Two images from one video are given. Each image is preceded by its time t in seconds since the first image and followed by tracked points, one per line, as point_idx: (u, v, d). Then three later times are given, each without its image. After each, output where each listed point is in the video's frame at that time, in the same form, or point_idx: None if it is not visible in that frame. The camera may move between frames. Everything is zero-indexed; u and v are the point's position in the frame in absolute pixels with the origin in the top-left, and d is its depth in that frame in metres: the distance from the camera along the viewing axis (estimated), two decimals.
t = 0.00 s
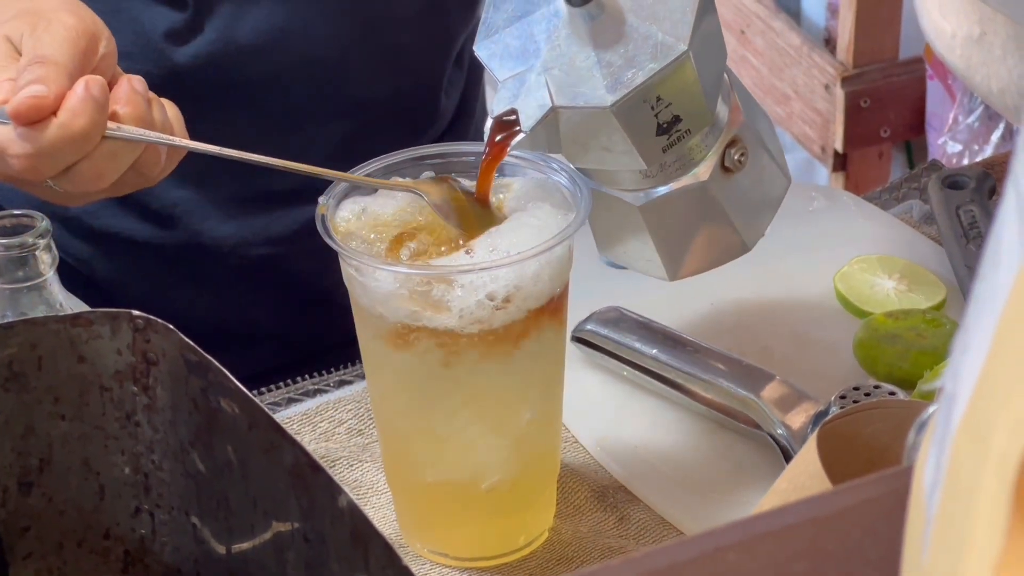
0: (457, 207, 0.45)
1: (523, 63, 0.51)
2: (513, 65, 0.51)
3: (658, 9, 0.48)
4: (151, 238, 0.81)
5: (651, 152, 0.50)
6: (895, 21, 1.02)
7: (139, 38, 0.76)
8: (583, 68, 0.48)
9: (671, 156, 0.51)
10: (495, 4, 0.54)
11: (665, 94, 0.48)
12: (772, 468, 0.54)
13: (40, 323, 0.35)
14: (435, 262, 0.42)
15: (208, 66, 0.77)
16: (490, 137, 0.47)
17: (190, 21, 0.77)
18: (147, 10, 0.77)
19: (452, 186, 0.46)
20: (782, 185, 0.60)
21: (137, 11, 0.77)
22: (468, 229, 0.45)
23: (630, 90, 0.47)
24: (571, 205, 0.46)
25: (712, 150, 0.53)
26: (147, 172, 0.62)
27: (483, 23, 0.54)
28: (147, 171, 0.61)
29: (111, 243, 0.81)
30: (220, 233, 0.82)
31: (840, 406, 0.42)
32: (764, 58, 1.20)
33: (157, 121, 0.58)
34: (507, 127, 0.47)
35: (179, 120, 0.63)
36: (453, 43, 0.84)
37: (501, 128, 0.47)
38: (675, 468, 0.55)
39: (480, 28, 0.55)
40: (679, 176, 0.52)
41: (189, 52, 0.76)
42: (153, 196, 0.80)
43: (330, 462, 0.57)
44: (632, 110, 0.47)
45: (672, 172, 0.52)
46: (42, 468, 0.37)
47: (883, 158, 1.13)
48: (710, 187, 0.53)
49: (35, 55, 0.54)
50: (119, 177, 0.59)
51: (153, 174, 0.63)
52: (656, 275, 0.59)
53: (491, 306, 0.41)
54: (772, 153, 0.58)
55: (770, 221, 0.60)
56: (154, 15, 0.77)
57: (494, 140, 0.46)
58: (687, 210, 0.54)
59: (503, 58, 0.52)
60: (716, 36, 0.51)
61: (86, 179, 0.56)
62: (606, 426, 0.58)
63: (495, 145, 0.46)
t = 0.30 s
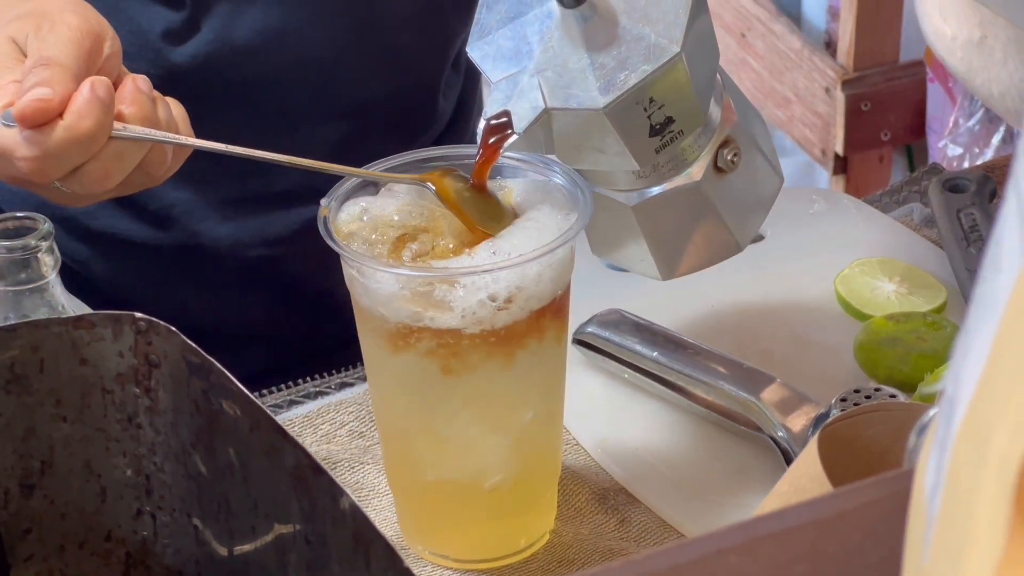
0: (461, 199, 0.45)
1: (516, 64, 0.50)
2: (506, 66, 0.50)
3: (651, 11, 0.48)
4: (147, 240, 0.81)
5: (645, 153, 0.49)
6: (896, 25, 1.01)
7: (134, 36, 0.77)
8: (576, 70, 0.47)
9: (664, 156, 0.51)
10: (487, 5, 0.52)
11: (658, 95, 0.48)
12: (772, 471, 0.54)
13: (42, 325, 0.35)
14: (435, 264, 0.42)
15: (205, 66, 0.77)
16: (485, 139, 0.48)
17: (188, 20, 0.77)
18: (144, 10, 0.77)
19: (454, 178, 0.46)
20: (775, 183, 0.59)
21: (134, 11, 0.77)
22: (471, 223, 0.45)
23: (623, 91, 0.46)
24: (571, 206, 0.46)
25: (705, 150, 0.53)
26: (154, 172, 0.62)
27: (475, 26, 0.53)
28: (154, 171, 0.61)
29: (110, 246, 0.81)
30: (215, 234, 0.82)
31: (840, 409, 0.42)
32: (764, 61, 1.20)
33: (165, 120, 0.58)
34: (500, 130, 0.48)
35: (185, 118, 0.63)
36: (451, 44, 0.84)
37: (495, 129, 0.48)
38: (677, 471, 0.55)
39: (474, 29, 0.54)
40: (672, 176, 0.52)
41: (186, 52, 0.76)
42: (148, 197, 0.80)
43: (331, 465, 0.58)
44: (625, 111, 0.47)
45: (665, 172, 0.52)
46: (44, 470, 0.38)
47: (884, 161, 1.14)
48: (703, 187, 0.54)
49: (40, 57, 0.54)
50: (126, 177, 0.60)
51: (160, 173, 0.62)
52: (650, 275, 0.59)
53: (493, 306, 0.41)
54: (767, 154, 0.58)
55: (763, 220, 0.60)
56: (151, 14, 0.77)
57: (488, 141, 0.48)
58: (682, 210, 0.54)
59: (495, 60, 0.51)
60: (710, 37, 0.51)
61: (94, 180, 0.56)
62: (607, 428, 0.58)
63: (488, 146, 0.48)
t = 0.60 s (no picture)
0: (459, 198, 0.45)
1: (510, 68, 0.51)
2: (500, 71, 0.52)
3: (644, 15, 0.49)
4: (146, 240, 0.81)
5: (640, 155, 0.50)
6: (897, 29, 1.02)
7: (132, 36, 0.77)
8: (571, 74, 0.49)
9: (660, 158, 0.51)
10: (483, 8, 0.54)
11: (653, 99, 0.48)
12: (773, 474, 0.54)
13: (44, 328, 0.35)
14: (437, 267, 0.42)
15: (203, 67, 0.77)
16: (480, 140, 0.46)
17: (186, 20, 0.77)
18: (143, 10, 0.77)
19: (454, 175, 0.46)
20: (771, 182, 0.59)
21: (131, 10, 0.77)
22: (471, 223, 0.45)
23: (617, 96, 0.47)
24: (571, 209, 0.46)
25: (702, 150, 0.52)
26: (152, 170, 0.62)
27: (472, 25, 0.55)
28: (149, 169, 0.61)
29: (110, 248, 0.81)
30: (213, 235, 0.82)
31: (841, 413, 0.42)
32: (764, 64, 1.20)
33: (160, 119, 0.58)
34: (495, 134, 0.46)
35: (181, 116, 0.63)
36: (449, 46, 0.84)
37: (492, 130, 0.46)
38: (677, 474, 0.55)
39: (468, 33, 0.55)
40: (669, 176, 0.52)
41: (184, 52, 0.77)
42: (146, 198, 0.80)
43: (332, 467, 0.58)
44: (620, 115, 0.48)
45: (663, 173, 0.52)
46: (47, 473, 0.38)
47: (884, 164, 1.14)
48: (699, 188, 0.53)
49: (37, 56, 0.54)
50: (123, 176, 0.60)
51: (156, 172, 0.63)
52: (648, 275, 0.59)
53: (494, 308, 0.41)
54: (765, 155, 0.57)
55: (759, 222, 0.60)
56: (148, 14, 0.77)
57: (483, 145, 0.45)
58: (679, 211, 0.54)
59: (490, 63, 0.53)
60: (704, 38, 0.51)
61: (91, 179, 0.56)
62: (607, 431, 0.58)
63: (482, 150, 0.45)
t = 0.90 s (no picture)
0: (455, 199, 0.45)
1: (499, 70, 0.51)
2: (489, 73, 0.52)
3: (632, 15, 0.49)
4: (143, 242, 0.81)
5: (631, 155, 0.50)
6: (896, 32, 1.02)
7: (130, 36, 0.77)
8: (560, 75, 0.49)
9: (652, 158, 0.51)
10: (472, 10, 0.54)
11: (643, 99, 0.48)
12: (771, 474, 0.54)
13: (45, 329, 0.35)
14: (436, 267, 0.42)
15: (200, 69, 0.77)
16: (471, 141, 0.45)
17: (181, 19, 0.78)
18: (140, 10, 0.78)
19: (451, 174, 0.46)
20: (766, 179, 0.59)
21: (129, 11, 0.77)
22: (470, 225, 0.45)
23: (606, 97, 0.47)
24: (569, 211, 0.46)
25: (694, 148, 0.53)
26: (149, 175, 0.62)
27: (462, 27, 0.55)
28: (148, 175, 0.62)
29: (109, 251, 0.81)
30: (211, 237, 0.82)
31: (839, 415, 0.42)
32: (764, 68, 1.21)
33: (155, 124, 0.58)
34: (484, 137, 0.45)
35: (179, 121, 0.64)
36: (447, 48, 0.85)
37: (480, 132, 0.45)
38: (676, 475, 0.55)
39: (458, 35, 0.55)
40: (662, 175, 0.52)
41: (180, 52, 0.77)
42: (143, 201, 0.80)
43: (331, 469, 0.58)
44: (609, 117, 0.48)
45: (655, 172, 0.52)
46: (47, 474, 0.38)
47: (884, 167, 1.14)
48: (692, 187, 0.53)
49: (33, 64, 0.54)
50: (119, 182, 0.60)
51: (154, 177, 0.63)
52: (643, 274, 0.59)
53: (494, 309, 0.41)
54: (759, 154, 0.57)
55: (752, 220, 0.59)
56: (145, 14, 0.78)
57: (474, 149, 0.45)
58: (672, 209, 0.54)
59: (480, 65, 0.53)
60: (695, 36, 0.51)
61: (89, 186, 0.57)
62: (607, 433, 0.59)
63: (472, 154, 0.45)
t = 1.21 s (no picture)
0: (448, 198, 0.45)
1: (492, 68, 0.52)
2: (482, 70, 0.52)
3: (625, 13, 0.49)
4: (142, 244, 0.81)
5: (624, 152, 0.50)
6: (897, 35, 1.02)
7: (132, 38, 0.77)
8: (552, 74, 0.49)
9: (645, 155, 0.51)
10: (464, 7, 0.54)
11: (636, 97, 0.48)
12: (773, 475, 0.54)
13: (49, 328, 0.35)
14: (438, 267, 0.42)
15: (201, 71, 0.77)
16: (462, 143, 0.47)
17: (183, 22, 0.78)
18: (140, 12, 0.78)
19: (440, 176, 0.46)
20: (761, 177, 0.59)
21: (130, 13, 0.77)
22: (463, 225, 0.45)
23: (599, 95, 0.47)
24: (572, 210, 0.46)
25: (687, 145, 0.53)
26: (143, 176, 0.63)
27: (454, 24, 0.55)
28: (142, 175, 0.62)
29: (109, 252, 0.81)
30: (211, 238, 0.82)
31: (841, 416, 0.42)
32: (766, 70, 1.21)
33: (148, 124, 0.59)
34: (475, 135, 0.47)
35: (174, 121, 0.64)
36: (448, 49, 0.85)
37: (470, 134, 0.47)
38: (678, 476, 0.55)
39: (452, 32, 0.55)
40: (657, 171, 0.52)
41: (181, 55, 0.77)
42: (142, 201, 0.81)
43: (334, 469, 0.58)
44: (602, 115, 0.48)
45: (648, 168, 0.52)
46: (51, 473, 0.38)
47: (885, 169, 1.14)
48: (685, 183, 0.53)
49: (26, 65, 0.54)
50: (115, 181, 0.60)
51: (148, 178, 0.63)
52: (637, 270, 0.59)
53: (496, 308, 0.42)
54: (754, 151, 0.58)
55: (747, 216, 0.59)
56: (147, 16, 0.78)
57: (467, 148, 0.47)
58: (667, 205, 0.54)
59: (473, 62, 0.53)
60: (688, 34, 0.51)
61: (83, 187, 0.57)
62: (609, 434, 0.59)
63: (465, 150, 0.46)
